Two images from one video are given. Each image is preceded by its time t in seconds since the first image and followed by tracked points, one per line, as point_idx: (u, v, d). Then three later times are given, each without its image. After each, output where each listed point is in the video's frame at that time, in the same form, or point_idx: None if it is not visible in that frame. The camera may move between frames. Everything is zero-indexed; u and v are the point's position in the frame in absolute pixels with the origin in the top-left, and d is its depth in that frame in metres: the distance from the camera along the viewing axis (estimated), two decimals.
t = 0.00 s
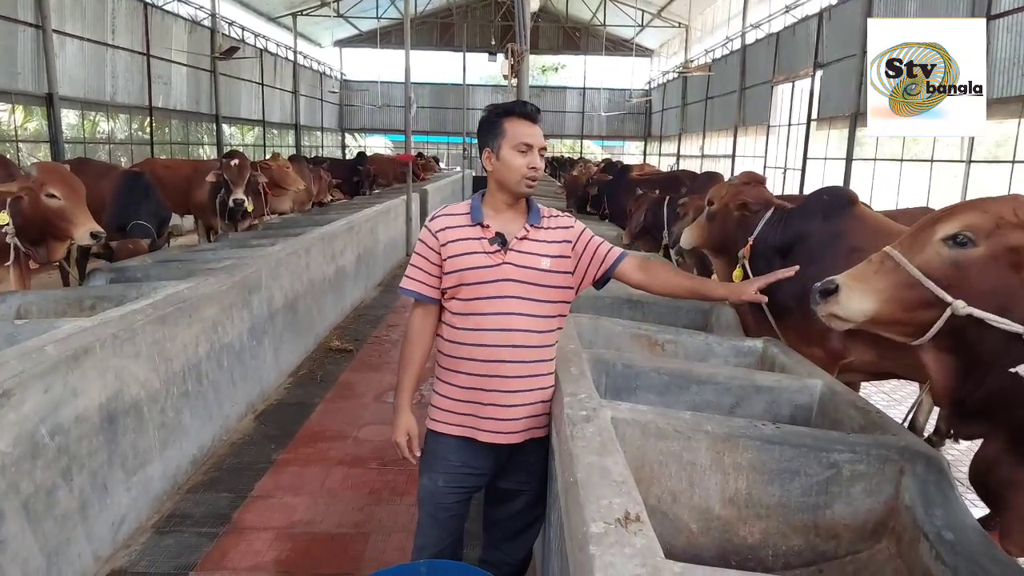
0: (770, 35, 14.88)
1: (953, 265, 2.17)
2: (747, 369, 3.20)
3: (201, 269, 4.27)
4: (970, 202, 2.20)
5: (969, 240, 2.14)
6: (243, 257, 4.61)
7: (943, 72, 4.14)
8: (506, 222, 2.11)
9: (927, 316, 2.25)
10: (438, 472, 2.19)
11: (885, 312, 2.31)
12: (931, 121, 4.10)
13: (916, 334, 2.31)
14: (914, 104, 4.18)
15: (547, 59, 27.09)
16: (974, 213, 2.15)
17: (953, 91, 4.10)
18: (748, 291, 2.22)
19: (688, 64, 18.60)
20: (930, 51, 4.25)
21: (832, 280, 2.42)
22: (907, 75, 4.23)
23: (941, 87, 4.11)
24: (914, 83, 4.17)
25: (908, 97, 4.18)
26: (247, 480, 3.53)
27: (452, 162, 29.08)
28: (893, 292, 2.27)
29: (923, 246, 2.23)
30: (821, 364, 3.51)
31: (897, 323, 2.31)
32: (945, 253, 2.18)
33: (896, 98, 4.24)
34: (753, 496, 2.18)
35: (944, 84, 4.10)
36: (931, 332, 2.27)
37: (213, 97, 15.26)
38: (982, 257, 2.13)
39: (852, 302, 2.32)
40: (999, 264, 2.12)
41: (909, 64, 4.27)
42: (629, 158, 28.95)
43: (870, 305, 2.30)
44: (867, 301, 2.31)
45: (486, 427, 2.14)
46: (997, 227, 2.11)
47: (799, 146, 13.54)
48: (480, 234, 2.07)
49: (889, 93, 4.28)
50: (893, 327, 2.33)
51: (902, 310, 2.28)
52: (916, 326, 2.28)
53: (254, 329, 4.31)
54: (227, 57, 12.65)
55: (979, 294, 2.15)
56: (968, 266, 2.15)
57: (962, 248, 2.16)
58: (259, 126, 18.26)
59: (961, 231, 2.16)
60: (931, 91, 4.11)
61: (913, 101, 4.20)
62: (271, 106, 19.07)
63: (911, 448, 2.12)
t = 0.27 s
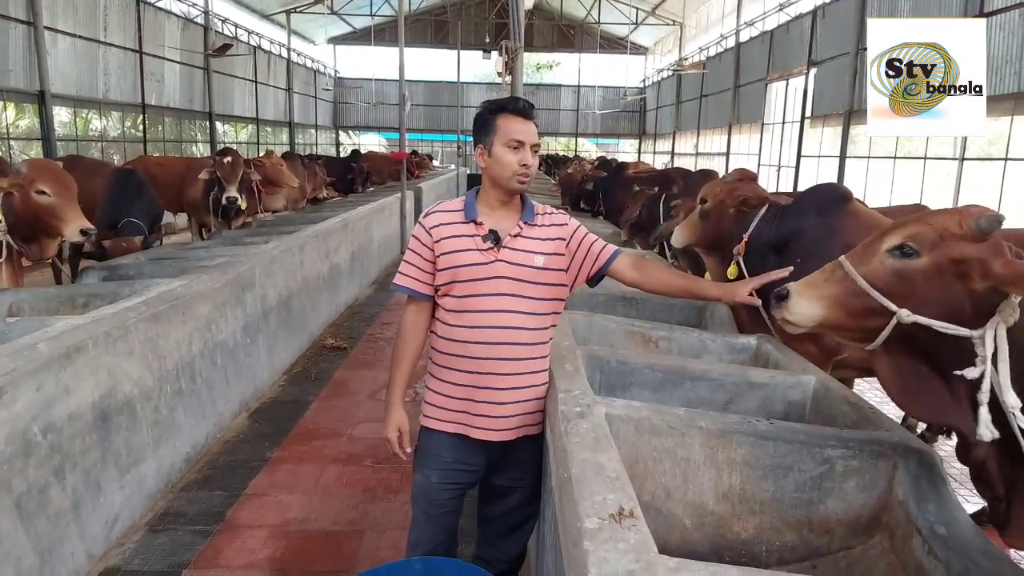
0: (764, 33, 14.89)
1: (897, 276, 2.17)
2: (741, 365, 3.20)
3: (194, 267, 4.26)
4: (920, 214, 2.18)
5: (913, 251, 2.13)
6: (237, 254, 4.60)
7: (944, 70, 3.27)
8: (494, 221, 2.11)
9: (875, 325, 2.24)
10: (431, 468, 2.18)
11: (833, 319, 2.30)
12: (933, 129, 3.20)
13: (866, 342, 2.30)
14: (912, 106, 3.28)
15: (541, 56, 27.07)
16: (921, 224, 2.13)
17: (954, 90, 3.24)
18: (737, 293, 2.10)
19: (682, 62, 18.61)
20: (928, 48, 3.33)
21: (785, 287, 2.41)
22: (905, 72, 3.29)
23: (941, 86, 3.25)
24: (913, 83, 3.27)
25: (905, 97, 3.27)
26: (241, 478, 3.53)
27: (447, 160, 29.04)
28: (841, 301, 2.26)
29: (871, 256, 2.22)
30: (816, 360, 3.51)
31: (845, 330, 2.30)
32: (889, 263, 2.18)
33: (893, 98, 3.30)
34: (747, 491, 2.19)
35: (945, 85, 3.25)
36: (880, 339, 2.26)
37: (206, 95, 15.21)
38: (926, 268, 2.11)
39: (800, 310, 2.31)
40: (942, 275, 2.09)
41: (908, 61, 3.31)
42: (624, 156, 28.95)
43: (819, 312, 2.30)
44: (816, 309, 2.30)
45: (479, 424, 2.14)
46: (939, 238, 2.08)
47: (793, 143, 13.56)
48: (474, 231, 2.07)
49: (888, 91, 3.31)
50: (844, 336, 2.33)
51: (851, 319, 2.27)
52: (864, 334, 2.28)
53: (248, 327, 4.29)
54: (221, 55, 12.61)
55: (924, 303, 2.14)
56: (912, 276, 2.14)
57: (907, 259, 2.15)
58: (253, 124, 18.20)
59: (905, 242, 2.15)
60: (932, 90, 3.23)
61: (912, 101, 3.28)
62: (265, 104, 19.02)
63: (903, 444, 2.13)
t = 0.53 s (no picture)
0: (758, 31, 14.91)
1: (896, 271, 2.14)
2: (736, 363, 3.21)
3: (188, 265, 4.24)
4: (918, 209, 2.15)
5: (914, 245, 2.10)
6: (231, 253, 4.58)
7: (944, 72, 3.27)
8: (497, 217, 2.11)
9: (874, 321, 2.21)
10: (428, 467, 2.18)
11: (833, 316, 2.26)
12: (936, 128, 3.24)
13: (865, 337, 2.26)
14: (914, 105, 3.30)
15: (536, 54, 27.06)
16: (921, 219, 2.10)
17: (954, 91, 3.26)
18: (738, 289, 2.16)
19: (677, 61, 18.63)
20: (930, 50, 3.34)
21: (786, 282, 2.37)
22: (908, 74, 3.30)
23: (941, 86, 3.26)
24: (914, 83, 3.27)
25: (907, 97, 3.29)
26: (236, 476, 3.52)
27: (441, 158, 29.00)
28: (841, 297, 2.23)
29: (869, 251, 2.19)
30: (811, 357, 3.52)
31: (845, 326, 2.26)
32: (889, 258, 2.15)
33: (896, 98, 3.33)
34: (742, 488, 2.20)
35: (945, 84, 3.25)
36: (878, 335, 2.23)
37: (199, 92, 15.15)
38: (924, 263, 2.08)
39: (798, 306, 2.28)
40: (941, 270, 2.06)
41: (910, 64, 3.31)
42: (619, 154, 28.94)
43: (818, 307, 2.26)
44: (815, 304, 2.27)
45: (475, 422, 2.13)
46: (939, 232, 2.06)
47: (787, 142, 13.59)
48: (469, 229, 2.07)
49: (890, 92, 3.34)
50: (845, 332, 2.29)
51: (850, 314, 2.23)
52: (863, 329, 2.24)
53: (243, 325, 4.28)
54: (214, 52, 12.56)
55: (923, 298, 2.10)
56: (911, 271, 2.11)
57: (906, 254, 2.12)
58: (247, 121, 18.14)
59: (905, 237, 2.12)
60: (931, 91, 3.25)
61: (913, 101, 3.31)
62: (258, 101, 18.95)
63: (899, 441, 2.13)
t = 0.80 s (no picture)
0: (753, 29, 14.92)
1: (900, 262, 2.22)
2: (732, 360, 3.21)
3: (183, 263, 4.23)
4: (917, 202, 2.25)
5: (916, 237, 2.20)
6: (225, 251, 4.57)
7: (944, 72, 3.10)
8: (495, 214, 2.11)
9: (877, 313, 2.31)
10: (424, 465, 2.18)
11: (836, 307, 2.35)
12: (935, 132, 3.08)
13: (868, 329, 2.37)
14: (914, 104, 3.14)
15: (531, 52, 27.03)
16: (923, 212, 2.20)
17: (954, 91, 3.10)
18: (707, 313, 2.09)
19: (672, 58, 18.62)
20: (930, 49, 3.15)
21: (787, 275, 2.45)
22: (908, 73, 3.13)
23: (941, 86, 3.09)
24: (913, 83, 3.10)
25: (907, 97, 3.13)
26: (231, 475, 3.51)
27: (436, 156, 28.94)
28: (845, 290, 2.32)
29: (872, 245, 2.28)
30: (806, 355, 3.51)
31: (846, 318, 2.36)
32: (892, 250, 2.24)
33: (895, 98, 3.16)
34: (738, 486, 2.20)
35: (945, 85, 3.08)
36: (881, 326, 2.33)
37: (193, 90, 15.10)
38: (928, 255, 2.18)
39: (803, 299, 2.37)
40: (944, 263, 2.16)
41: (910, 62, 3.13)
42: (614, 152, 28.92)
43: (823, 300, 2.35)
44: (820, 296, 2.36)
45: (470, 420, 2.13)
46: (941, 225, 2.16)
47: (782, 139, 13.59)
48: (464, 227, 2.06)
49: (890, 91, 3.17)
50: (849, 324, 2.38)
51: (854, 307, 2.33)
52: (867, 321, 2.34)
53: (237, 324, 4.27)
54: (208, 50, 12.51)
55: (926, 290, 2.20)
56: (914, 263, 2.20)
57: (908, 246, 2.21)
58: (241, 119, 18.08)
59: (908, 229, 2.21)
60: (932, 90, 3.09)
61: (913, 101, 3.15)
62: (253, 99, 18.89)
63: (893, 437, 2.14)
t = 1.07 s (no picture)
0: (748, 26, 14.93)
1: (878, 265, 2.10)
2: (726, 358, 3.21)
3: (176, 261, 4.21)
4: (894, 204, 2.14)
5: (892, 238, 2.08)
6: (219, 249, 4.55)
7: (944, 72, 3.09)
8: (491, 211, 2.10)
9: (859, 318, 2.17)
10: (418, 463, 2.17)
11: (818, 315, 2.21)
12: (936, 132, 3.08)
13: (851, 335, 2.22)
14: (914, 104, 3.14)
15: (526, 50, 27.02)
16: (898, 213, 2.09)
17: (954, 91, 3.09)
18: (685, 329, 2.11)
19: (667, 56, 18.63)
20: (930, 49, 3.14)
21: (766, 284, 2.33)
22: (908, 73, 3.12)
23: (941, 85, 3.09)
24: (913, 83, 3.10)
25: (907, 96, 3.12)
26: (225, 474, 3.50)
27: (431, 153, 28.92)
28: (826, 295, 2.19)
29: (848, 249, 2.17)
30: (800, 353, 3.51)
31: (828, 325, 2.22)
32: (870, 253, 2.12)
33: (895, 98, 3.15)
34: (733, 483, 2.21)
35: (945, 85, 3.08)
36: (864, 331, 2.18)
37: (187, 87, 15.04)
38: (905, 255, 2.06)
39: (784, 306, 2.22)
40: (922, 262, 2.04)
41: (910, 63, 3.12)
42: (609, 150, 28.93)
43: (805, 306, 2.21)
44: (801, 302, 2.22)
45: (464, 418, 2.12)
46: (917, 224, 2.05)
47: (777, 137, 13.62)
48: (459, 224, 2.05)
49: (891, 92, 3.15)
50: (831, 332, 2.24)
51: (836, 313, 2.19)
52: (851, 326, 2.19)
53: (231, 322, 4.25)
54: (202, 47, 12.47)
55: (905, 292, 2.07)
56: (891, 265, 2.08)
57: (885, 248, 2.09)
58: (236, 117, 18.05)
59: (882, 231, 2.10)
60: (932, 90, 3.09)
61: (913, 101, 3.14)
62: (247, 97, 18.84)
63: (888, 435, 2.14)
